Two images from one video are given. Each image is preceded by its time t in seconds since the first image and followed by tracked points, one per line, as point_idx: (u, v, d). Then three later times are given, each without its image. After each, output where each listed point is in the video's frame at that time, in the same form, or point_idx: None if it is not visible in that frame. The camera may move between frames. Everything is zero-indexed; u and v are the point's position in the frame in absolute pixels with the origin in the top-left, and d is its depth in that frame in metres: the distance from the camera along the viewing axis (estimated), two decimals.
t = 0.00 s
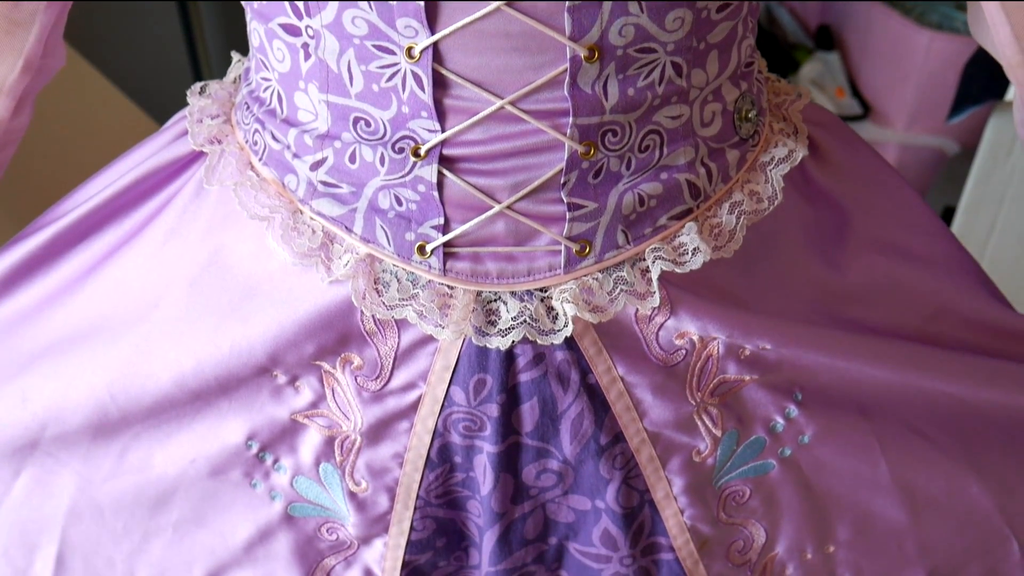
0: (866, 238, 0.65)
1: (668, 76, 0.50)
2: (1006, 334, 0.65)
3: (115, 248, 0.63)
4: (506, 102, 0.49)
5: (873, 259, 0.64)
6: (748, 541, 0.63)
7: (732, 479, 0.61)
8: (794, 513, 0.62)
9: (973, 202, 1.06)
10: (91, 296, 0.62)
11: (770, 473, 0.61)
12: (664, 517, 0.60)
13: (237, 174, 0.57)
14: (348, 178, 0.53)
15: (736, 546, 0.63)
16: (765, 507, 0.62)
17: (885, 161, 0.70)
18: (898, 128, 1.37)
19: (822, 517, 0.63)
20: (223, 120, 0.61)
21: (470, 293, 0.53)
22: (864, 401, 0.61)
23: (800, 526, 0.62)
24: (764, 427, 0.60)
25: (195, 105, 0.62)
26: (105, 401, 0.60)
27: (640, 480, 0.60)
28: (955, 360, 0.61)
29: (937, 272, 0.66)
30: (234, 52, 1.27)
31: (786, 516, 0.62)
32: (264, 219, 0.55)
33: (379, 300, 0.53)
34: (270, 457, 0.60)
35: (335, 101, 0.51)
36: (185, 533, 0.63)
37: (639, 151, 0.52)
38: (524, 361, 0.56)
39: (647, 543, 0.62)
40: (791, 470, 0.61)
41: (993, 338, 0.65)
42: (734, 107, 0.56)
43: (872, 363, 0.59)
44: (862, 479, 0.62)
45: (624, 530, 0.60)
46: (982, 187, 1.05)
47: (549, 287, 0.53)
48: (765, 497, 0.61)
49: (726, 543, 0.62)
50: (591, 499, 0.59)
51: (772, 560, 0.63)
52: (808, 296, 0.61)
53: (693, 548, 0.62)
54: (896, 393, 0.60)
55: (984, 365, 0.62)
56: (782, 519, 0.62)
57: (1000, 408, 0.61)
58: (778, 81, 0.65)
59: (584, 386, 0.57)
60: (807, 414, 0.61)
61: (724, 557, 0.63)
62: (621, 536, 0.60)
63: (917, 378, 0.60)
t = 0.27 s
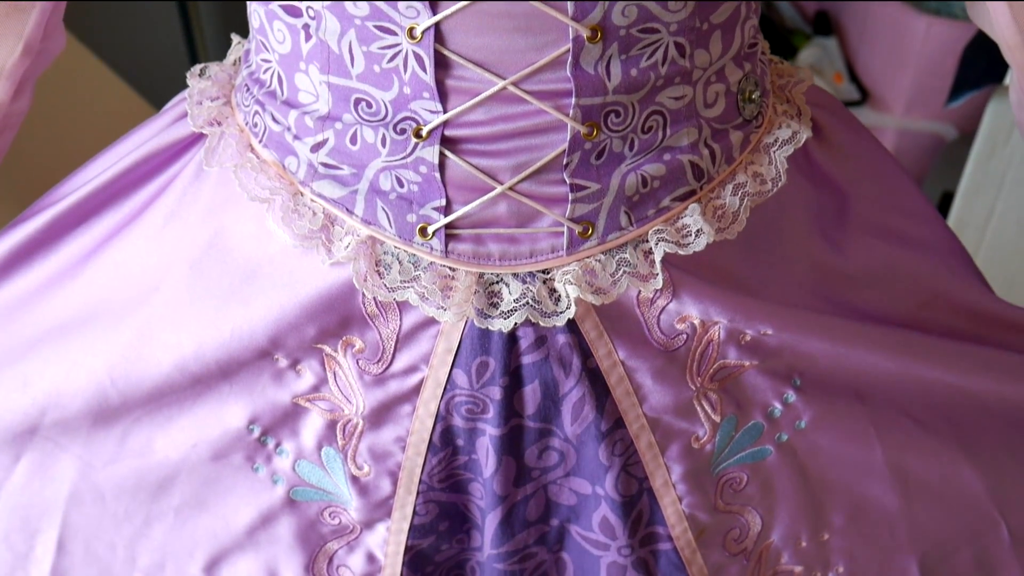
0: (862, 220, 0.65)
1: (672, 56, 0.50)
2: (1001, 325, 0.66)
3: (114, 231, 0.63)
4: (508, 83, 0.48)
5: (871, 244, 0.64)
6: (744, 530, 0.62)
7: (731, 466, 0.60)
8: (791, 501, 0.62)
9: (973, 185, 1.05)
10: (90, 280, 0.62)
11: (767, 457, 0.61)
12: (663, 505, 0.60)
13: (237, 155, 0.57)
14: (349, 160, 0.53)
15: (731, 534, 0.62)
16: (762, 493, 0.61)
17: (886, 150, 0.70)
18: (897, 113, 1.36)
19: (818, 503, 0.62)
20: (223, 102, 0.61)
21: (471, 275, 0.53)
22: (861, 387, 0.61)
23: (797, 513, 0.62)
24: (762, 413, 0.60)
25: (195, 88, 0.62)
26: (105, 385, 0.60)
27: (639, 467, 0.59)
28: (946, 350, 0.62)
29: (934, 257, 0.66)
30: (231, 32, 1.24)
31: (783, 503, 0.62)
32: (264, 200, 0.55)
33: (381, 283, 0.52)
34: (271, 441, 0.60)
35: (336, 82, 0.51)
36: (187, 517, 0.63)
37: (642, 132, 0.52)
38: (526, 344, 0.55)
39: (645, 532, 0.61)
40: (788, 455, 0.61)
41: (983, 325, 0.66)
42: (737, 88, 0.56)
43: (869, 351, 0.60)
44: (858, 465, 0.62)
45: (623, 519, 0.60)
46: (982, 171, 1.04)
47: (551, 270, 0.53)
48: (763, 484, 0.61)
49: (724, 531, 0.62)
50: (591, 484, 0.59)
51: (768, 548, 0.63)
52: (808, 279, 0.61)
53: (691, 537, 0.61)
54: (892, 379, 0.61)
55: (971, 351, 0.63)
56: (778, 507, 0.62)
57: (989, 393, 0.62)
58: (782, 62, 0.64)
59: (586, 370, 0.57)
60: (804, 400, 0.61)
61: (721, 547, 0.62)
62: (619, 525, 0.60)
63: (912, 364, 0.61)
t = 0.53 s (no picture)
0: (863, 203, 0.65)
1: (674, 36, 0.49)
2: (997, 311, 0.66)
3: (113, 214, 0.63)
4: (508, 62, 0.48)
5: (874, 228, 0.64)
6: (744, 513, 0.62)
7: (731, 450, 0.60)
8: (791, 483, 0.61)
9: (975, 171, 1.04)
10: (88, 262, 0.61)
11: (768, 441, 0.60)
12: (663, 489, 0.60)
13: (238, 138, 0.56)
14: (348, 141, 0.52)
15: (731, 518, 0.62)
16: (763, 477, 0.61)
17: (888, 133, 0.69)
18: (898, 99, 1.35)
19: (817, 486, 0.62)
20: (224, 84, 0.61)
21: (471, 258, 0.52)
22: (861, 369, 0.61)
23: (796, 495, 0.62)
24: (763, 396, 0.60)
25: (196, 70, 0.61)
26: (105, 368, 0.59)
27: (639, 452, 0.59)
28: (948, 332, 0.62)
29: (934, 241, 0.66)
30: (231, 15, 1.24)
31: (783, 486, 0.61)
32: (264, 182, 0.54)
33: (380, 266, 0.52)
34: (272, 425, 0.60)
35: (335, 63, 0.50)
36: (187, 502, 0.62)
37: (644, 113, 0.51)
38: (527, 327, 0.55)
39: (645, 516, 0.61)
40: (789, 437, 0.61)
41: (978, 310, 0.66)
42: (740, 69, 0.55)
43: (870, 335, 0.59)
44: (858, 448, 0.62)
45: (623, 503, 0.59)
46: (984, 155, 1.02)
47: (552, 253, 0.53)
48: (763, 467, 0.61)
49: (724, 514, 0.61)
50: (592, 468, 0.59)
51: (767, 531, 0.63)
52: (809, 262, 0.61)
53: (691, 521, 0.61)
54: (892, 363, 0.61)
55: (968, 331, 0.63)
56: (778, 490, 0.61)
57: (988, 376, 0.62)
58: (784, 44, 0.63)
59: (587, 354, 0.56)
60: (804, 382, 0.60)
61: (722, 530, 0.62)
62: (620, 509, 0.59)
63: (912, 346, 0.61)
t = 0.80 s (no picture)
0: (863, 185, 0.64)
1: (675, 15, 0.49)
2: (999, 294, 0.65)
3: (108, 195, 0.62)
4: (507, 40, 0.47)
5: (875, 211, 0.63)
6: (741, 496, 0.61)
7: (728, 433, 0.60)
8: (788, 467, 0.61)
9: (976, 155, 1.03)
10: (83, 244, 0.61)
11: (765, 425, 0.60)
12: (661, 474, 0.59)
13: (236, 119, 0.56)
14: (345, 122, 0.52)
15: (728, 502, 0.61)
16: (760, 461, 0.61)
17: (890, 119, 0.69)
18: (900, 85, 1.34)
19: (813, 469, 0.62)
20: (223, 65, 0.60)
21: (469, 241, 0.52)
22: (858, 352, 0.61)
23: (792, 479, 0.62)
24: (761, 378, 0.59)
25: (194, 51, 0.61)
26: (100, 350, 0.59)
27: (638, 436, 0.58)
28: (946, 314, 0.61)
29: (933, 225, 0.65)
30: None
31: (780, 469, 0.61)
32: (260, 163, 0.54)
33: (378, 249, 0.51)
34: (269, 408, 0.60)
35: (332, 42, 0.50)
36: (184, 486, 0.62)
37: (644, 93, 0.50)
38: (526, 310, 0.54)
39: (643, 502, 0.60)
40: (784, 420, 0.60)
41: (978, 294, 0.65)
42: (740, 50, 0.54)
43: (869, 317, 0.59)
44: (853, 431, 0.62)
45: (621, 488, 0.59)
46: (985, 138, 1.01)
47: (551, 235, 0.52)
48: (760, 451, 0.60)
49: (721, 498, 0.61)
50: (590, 452, 0.59)
51: (763, 515, 0.62)
52: (808, 244, 0.60)
53: (689, 505, 0.60)
54: (891, 346, 0.60)
55: (969, 317, 0.62)
56: (775, 473, 0.61)
57: (986, 359, 0.61)
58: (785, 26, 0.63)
59: (586, 338, 0.56)
60: (802, 364, 0.60)
61: (718, 514, 0.61)
62: (618, 495, 0.59)
63: (910, 329, 0.60)
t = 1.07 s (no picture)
0: (863, 167, 0.64)
1: None
2: (999, 277, 0.65)
3: (102, 175, 0.61)
4: (503, 18, 0.46)
5: (874, 193, 0.63)
6: (738, 479, 0.61)
7: (724, 417, 0.59)
8: (784, 449, 0.61)
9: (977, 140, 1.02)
10: (75, 225, 0.60)
11: (762, 408, 0.60)
12: (657, 458, 0.59)
13: (231, 98, 0.55)
14: (340, 100, 0.51)
15: (725, 486, 0.61)
16: (756, 443, 0.60)
17: (890, 102, 0.68)
18: (900, 70, 1.33)
19: (809, 451, 0.62)
20: (217, 44, 0.59)
21: (465, 222, 0.51)
22: (856, 335, 0.60)
23: (789, 461, 0.61)
24: (758, 360, 0.59)
25: (188, 30, 0.60)
26: (94, 332, 0.59)
27: (634, 419, 0.58)
28: (945, 294, 0.61)
29: (932, 208, 0.65)
30: None
31: (776, 452, 0.61)
32: (255, 142, 0.53)
33: (372, 229, 0.51)
34: (264, 390, 0.59)
35: (326, 19, 0.49)
36: (179, 467, 0.62)
37: (643, 72, 0.50)
38: (522, 291, 0.54)
39: (640, 485, 0.60)
40: (781, 403, 0.60)
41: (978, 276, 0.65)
42: (740, 29, 0.54)
43: (868, 298, 0.58)
44: (848, 413, 0.61)
45: (618, 472, 0.59)
46: (987, 121, 1.00)
47: (547, 215, 0.52)
48: (757, 434, 0.60)
49: (718, 481, 0.61)
50: (587, 435, 0.58)
51: (760, 498, 0.62)
52: (807, 226, 0.60)
53: (685, 489, 0.60)
54: (890, 328, 0.60)
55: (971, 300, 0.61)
56: (772, 455, 0.61)
57: (986, 341, 0.61)
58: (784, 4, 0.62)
59: (582, 319, 0.55)
60: (801, 347, 0.60)
61: (715, 498, 0.61)
62: (615, 478, 0.59)
63: (910, 311, 0.59)
